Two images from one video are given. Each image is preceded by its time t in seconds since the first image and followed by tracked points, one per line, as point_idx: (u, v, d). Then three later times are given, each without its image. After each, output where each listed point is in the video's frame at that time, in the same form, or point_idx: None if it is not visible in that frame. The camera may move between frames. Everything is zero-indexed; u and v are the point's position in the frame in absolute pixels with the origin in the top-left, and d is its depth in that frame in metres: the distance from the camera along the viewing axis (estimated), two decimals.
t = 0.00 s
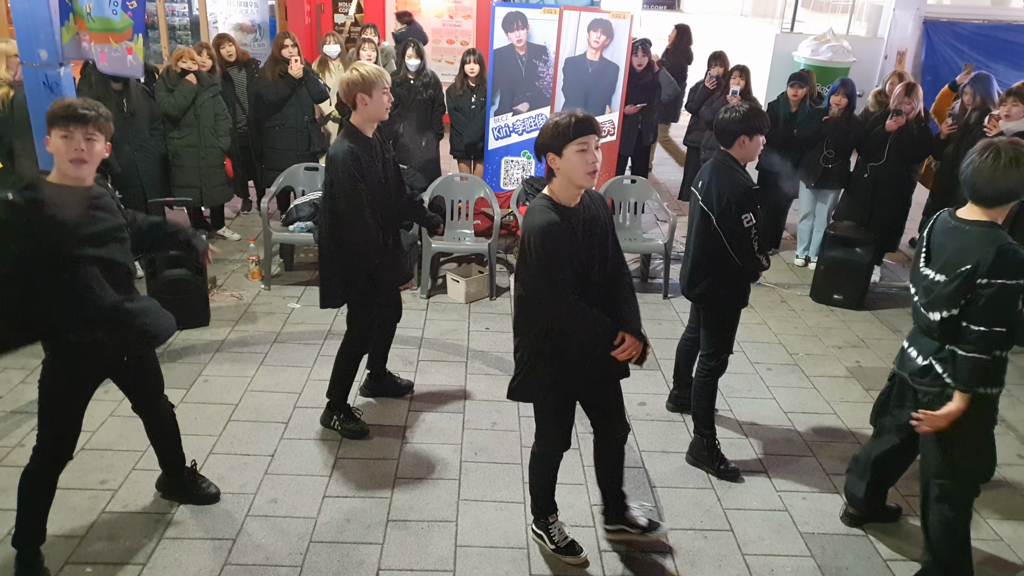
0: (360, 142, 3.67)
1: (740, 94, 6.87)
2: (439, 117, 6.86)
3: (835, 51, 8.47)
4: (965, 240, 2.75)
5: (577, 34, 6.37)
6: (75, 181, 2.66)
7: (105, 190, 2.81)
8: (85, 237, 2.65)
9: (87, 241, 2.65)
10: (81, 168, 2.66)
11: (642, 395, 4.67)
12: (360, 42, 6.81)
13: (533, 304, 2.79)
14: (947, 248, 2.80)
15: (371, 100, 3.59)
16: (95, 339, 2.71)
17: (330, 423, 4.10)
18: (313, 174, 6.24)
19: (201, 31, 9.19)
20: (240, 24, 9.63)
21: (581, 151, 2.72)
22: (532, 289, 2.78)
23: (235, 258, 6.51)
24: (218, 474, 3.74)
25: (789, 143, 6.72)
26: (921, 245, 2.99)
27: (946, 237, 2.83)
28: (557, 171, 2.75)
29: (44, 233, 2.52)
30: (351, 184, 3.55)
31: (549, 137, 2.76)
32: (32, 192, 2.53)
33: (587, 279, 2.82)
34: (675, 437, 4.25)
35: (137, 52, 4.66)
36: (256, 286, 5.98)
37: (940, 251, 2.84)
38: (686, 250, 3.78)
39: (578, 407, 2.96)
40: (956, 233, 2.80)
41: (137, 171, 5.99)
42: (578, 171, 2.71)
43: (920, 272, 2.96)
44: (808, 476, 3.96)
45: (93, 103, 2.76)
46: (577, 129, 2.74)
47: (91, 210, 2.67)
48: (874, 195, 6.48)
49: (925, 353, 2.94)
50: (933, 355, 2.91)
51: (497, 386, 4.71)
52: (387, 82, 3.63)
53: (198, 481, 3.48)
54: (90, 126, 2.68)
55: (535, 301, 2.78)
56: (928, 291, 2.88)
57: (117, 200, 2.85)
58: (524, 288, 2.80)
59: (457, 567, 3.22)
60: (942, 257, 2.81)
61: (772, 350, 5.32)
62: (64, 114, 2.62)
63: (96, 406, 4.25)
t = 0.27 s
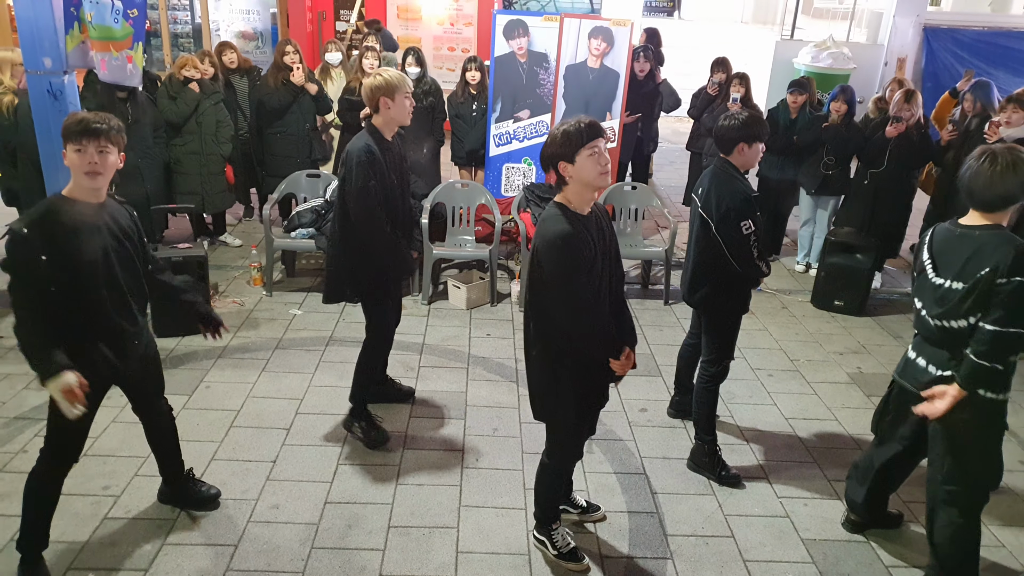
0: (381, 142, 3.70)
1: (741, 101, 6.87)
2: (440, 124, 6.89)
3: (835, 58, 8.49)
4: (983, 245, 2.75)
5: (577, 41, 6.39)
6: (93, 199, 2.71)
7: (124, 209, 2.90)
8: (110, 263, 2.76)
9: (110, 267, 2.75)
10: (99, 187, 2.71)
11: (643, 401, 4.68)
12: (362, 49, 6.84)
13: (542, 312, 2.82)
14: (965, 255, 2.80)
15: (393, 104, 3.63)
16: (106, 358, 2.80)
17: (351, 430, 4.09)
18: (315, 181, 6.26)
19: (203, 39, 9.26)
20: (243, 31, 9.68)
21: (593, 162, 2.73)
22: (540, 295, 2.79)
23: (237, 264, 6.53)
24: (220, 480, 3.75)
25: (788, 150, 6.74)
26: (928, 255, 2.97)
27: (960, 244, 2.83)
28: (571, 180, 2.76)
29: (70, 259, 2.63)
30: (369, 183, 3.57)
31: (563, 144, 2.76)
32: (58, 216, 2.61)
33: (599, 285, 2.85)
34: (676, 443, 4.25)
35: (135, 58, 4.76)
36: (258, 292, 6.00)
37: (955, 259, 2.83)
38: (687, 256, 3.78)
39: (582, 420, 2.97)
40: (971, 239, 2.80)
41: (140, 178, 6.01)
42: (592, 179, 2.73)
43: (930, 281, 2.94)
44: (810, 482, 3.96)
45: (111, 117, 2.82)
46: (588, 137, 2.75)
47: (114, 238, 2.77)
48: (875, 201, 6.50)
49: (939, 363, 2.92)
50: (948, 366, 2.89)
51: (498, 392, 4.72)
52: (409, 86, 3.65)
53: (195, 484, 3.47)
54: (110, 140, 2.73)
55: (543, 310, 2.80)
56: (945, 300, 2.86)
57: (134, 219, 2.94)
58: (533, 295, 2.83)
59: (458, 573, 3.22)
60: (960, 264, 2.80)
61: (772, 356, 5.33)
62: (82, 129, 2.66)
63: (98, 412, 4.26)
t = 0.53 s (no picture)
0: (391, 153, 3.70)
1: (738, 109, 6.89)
2: (439, 133, 6.92)
3: (833, 66, 8.52)
4: (986, 255, 2.76)
5: (576, 49, 6.39)
6: (88, 208, 2.72)
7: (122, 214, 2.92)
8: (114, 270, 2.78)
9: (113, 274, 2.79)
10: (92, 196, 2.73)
11: (643, 408, 4.68)
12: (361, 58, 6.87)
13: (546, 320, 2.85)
14: (968, 266, 2.81)
15: (401, 115, 3.64)
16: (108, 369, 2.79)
17: (363, 445, 4.05)
18: (314, 189, 6.28)
19: (203, 48, 9.41)
20: (243, 40, 9.70)
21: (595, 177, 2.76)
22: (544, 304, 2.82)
23: (237, 273, 6.54)
24: (220, 488, 3.75)
25: (786, 157, 6.76)
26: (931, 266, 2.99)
27: (962, 255, 2.84)
28: (574, 194, 2.78)
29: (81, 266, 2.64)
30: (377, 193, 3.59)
31: (568, 157, 2.77)
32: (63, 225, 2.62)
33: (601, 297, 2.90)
34: (676, 450, 4.25)
35: (132, 68, 4.60)
36: (258, 300, 6.01)
37: (958, 270, 2.84)
38: (687, 262, 3.80)
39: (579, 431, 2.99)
40: (973, 250, 2.82)
41: (140, 187, 6.03)
42: (598, 195, 2.76)
43: (934, 292, 2.95)
44: (810, 488, 3.96)
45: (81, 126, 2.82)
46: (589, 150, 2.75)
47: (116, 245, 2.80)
48: (873, 207, 6.52)
49: (945, 373, 2.92)
50: (953, 377, 2.89)
51: (497, 400, 4.72)
52: (417, 98, 3.68)
53: (195, 493, 3.50)
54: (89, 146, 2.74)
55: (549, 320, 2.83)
56: (949, 310, 2.87)
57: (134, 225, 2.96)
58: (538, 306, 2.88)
59: None
60: (963, 275, 2.82)
61: (772, 362, 5.33)
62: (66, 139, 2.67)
63: (98, 421, 4.26)
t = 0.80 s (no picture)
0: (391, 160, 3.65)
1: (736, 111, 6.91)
2: (437, 135, 6.92)
3: (829, 67, 8.55)
4: (978, 265, 2.75)
5: (573, 52, 6.41)
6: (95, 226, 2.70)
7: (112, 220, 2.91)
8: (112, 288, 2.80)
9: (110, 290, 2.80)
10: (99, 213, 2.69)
11: (641, 410, 4.68)
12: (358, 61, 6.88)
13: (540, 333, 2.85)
14: (963, 274, 2.79)
15: (398, 125, 3.56)
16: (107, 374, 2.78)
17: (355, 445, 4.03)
18: (312, 192, 6.28)
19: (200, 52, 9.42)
20: (239, 43, 9.70)
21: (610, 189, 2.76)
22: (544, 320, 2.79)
23: (235, 276, 6.54)
24: (218, 491, 3.75)
25: (782, 158, 6.77)
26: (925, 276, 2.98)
27: (955, 264, 2.83)
28: (591, 214, 2.75)
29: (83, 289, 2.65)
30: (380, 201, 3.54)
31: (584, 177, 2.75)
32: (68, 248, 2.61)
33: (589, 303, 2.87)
34: (674, 452, 4.25)
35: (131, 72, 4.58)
36: (256, 304, 6.01)
37: (951, 278, 2.83)
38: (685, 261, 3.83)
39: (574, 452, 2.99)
40: (966, 258, 2.80)
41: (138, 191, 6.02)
42: (615, 211, 2.76)
43: (927, 296, 2.95)
44: (808, 489, 3.97)
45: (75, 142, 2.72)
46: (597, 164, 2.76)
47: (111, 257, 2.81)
48: (870, 209, 6.54)
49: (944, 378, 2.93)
50: (947, 381, 2.91)
51: (496, 402, 4.73)
52: (414, 105, 3.58)
53: (195, 497, 3.46)
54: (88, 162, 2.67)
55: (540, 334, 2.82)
56: (944, 318, 2.85)
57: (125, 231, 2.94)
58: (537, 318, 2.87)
59: None
60: (958, 284, 2.80)
61: (769, 364, 5.34)
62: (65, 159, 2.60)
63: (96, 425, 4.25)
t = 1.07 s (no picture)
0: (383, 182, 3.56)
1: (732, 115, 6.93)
2: (434, 138, 6.92)
3: (825, 70, 8.57)
4: (975, 318, 2.60)
5: (570, 56, 6.45)
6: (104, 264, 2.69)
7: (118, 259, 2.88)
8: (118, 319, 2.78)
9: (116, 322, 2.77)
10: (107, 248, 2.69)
11: (638, 413, 4.69)
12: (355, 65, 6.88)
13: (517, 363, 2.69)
14: (958, 325, 2.63)
15: (400, 150, 3.53)
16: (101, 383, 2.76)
17: (358, 464, 3.91)
18: (308, 196, 6.29)
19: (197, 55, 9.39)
20: (236, 47, 9.80)
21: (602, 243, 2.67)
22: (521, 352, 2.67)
23: (232, 280, 6.53)
24: (215, 496, 3.74)
25: (778, 161, 6.79)
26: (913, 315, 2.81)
27: (947, 311, 2.67)
28: (582, 268, 2.62)
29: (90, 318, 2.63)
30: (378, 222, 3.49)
31: (580, 232, 2.64)
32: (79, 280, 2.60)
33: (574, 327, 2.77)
34: (671, 455, 4.26)
35: (130, 74, 4.72)
36: (252, 307, 6.01)
37: (946, 324, 2.66)
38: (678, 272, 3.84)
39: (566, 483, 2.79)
40: (961, 306, 2.64)
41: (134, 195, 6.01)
42: (603, 265, 2.65)
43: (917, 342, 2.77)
44: (805, 491, 3.97)
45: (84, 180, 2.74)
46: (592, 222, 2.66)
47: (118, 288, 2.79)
48: (865, 211, 6.56)
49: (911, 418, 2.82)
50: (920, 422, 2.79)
51: (493, 405, 4.73)
52: (416, 133, 3.60)
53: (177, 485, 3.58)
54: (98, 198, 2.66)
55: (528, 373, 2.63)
56: (935, 365, 2.70)
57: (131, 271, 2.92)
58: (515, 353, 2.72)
59: None
60: (951, 332, 2.65)
61: (766, 366, 5.35)
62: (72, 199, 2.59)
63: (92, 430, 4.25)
